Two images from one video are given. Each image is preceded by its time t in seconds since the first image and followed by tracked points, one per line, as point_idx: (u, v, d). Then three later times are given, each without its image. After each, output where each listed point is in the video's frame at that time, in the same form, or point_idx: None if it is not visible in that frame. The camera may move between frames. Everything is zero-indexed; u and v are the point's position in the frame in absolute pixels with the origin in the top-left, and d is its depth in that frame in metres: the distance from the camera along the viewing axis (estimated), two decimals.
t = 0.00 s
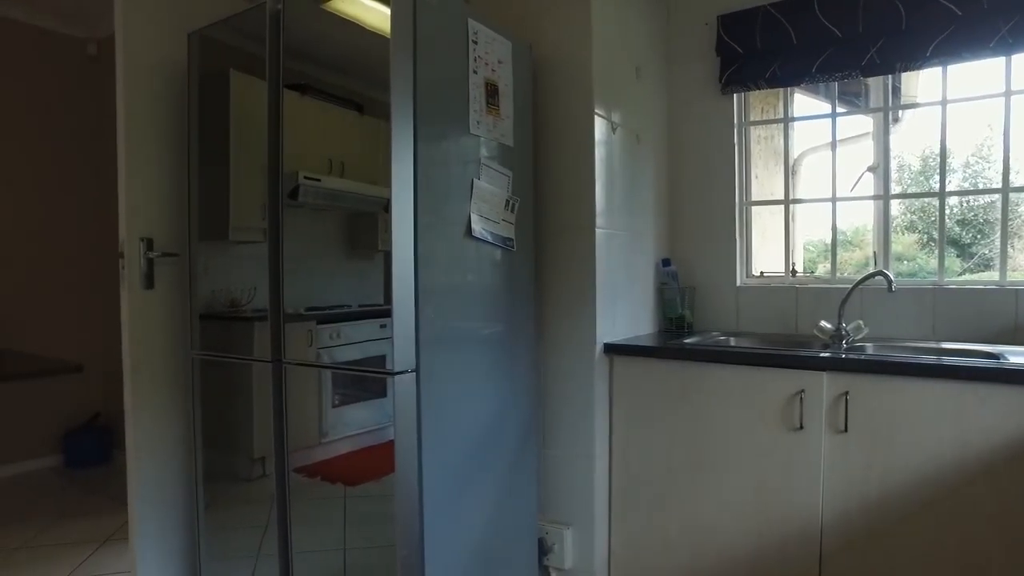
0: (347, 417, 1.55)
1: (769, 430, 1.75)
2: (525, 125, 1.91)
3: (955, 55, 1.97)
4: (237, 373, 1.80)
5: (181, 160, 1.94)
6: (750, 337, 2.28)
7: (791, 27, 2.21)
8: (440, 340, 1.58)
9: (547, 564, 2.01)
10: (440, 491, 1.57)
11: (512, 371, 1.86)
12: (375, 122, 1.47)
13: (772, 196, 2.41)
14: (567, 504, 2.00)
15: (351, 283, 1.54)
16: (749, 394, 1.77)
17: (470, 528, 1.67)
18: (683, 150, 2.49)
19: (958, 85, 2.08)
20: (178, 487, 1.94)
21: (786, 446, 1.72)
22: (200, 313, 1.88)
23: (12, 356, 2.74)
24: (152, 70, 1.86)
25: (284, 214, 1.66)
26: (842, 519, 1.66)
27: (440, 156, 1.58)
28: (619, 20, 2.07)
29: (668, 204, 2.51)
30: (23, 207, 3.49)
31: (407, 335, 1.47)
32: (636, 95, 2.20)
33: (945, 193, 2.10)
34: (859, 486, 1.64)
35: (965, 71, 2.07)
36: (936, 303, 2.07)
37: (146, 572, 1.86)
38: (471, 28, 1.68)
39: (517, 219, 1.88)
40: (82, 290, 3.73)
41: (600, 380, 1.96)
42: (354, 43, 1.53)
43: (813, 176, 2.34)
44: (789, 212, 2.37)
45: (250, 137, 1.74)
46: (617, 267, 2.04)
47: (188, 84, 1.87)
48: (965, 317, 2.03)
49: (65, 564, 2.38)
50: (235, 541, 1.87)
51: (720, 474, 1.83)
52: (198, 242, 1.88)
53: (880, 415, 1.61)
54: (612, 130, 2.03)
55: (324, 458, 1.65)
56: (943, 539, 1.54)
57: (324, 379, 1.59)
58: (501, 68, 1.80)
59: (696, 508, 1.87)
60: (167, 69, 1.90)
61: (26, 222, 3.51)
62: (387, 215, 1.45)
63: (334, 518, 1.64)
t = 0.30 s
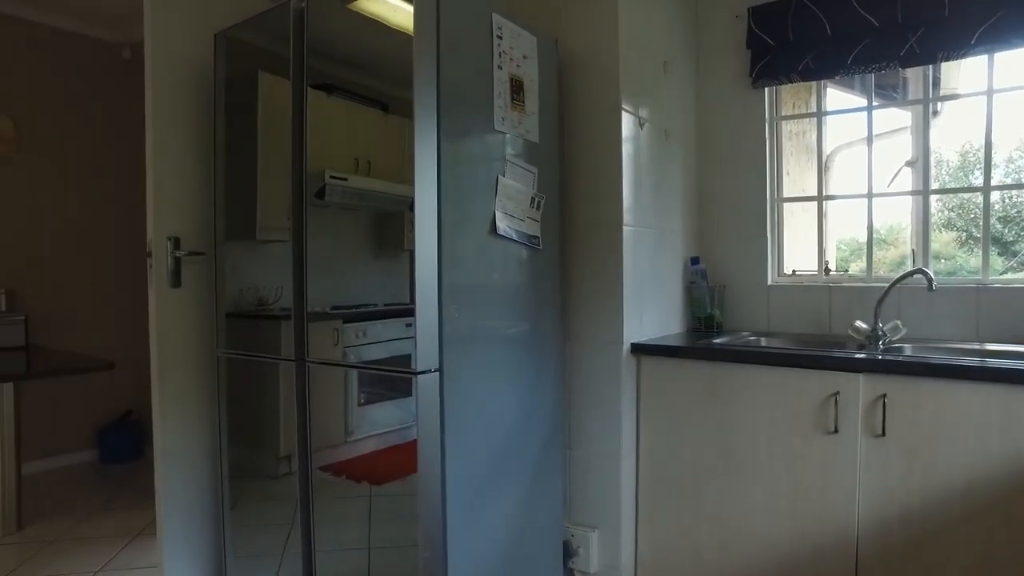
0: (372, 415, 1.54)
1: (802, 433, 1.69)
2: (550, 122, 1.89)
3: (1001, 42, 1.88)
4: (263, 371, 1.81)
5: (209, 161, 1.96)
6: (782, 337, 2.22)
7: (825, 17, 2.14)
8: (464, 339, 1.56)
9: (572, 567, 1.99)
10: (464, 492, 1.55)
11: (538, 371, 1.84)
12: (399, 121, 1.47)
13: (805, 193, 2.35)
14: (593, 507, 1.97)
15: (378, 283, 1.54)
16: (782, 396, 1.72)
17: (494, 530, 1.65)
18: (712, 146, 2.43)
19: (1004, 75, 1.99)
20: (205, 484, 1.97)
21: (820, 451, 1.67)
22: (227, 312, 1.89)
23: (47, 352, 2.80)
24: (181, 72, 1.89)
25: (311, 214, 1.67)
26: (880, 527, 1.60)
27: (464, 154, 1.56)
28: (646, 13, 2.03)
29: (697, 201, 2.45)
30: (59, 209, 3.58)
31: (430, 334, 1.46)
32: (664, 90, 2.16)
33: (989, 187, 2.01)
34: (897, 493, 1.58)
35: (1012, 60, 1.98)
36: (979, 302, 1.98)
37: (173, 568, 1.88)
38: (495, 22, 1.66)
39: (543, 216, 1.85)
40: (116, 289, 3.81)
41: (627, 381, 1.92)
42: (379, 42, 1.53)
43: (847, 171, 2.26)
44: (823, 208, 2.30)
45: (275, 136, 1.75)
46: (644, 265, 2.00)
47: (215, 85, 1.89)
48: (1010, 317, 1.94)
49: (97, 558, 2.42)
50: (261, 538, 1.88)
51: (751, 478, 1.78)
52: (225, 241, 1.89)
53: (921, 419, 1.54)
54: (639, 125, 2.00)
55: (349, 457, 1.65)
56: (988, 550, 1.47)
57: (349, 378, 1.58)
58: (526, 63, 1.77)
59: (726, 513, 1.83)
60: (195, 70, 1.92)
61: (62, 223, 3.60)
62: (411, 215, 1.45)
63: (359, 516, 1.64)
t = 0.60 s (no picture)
0: (389, 415, 1.51)
1: (831, 436, 1.63)
2: (569, 115, 1.84)
3: None
4: (278, 370, 1.80)
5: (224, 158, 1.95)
6: (808, 337, 2.15)
7: (854, 5, 2.07)
8: (481, 337, 1.52)
9: (591, 572, 1.94)
10: (480, 495, 1.52)
11: (556, 371, 1.80)
12: (414, 120, 1.43)
13: (831, 188, 2.27)
14: (612, 511, 1.92)
15: (393, 281, 1.51)
16: (809, 398, 1.66)
17: (510, 534, 1.62)
18: (735, 141, 2.37)
19: None
20: (217, 483, 1.96)
21: (850, 455, 1.61)
22: (242, 311, 1.88)
23: (66, 350, 2.82)
24: (195, 69, 1.88)
25: (327, 211, 1.65)
26: (914, 535, 1.54)
27: (481, 148, 1.52)
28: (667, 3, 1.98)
29: (719, 198, 2.39)
30: (80, 208, 3.62)
31: (445, 333, 1.42)
32: (685, 83, 2.10)
33: None
34: (933, 500, 1.51)
35: None
36: (1018, 301, 1.90)
37: (187, 567, 1.88)
38: (512, 12, 1.62)
39: (561, 212, 1.81)
40: (136, 287, 3.85)
41: (648, 381, 1.87)
42: (395, 36, 1.50)
43: (876, 165, 2.19)
44: (850, 203, 2.23)
45: (290, 132, 1.72)
46: (666, 262, 1.95)
47: (229, 82, 1.88)
48: None
49: (115, 554, 2.44)
50: (276, 538, 1.86)
51: (777, 483, 1.72)
52: (241, 239, 1.88)
53: (959, 423, 1.47)
54: (661, 118, 1.94)
55: (366, 456, 1.62)
56: None
57: (366, 377, 1.56)
58: (544, 54, 1.73)
59: (751, 519, 1.77)
60: (209, 67, 1.91)
61: (83, 222, 3.63)
62: (426, 212, 1.41)
63: (376, 517, 1.62)
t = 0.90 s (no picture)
0: (408, 415, 1.47)
1: (865, 444, 1.56)
2: (590, 111, 1.79)
3: None
4: (295, 372, 1.77)
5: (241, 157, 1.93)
6: (838, 339, 2.07)
7: None
8: (499, 340, 1.48)
9: None
10: (499, 503, 1.48)
11: (576, 375, 1.75)
12: (430, 119, 1.40)
13: (861, 185, 2.19)
14: (635, 518, 1.87)
15: (411, 281, 1.48)
16: (841, 405, 1.59)
17: (530, 542, 1.57)
18: (762, 137, 2.30)
19: None
20: (231, 485, 1.95)
21: (886, 464, 1.54)
22: (258, 311, 1.86)
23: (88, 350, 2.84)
24: (210, 68, 1.86)
25: (345, 211, 1.62)
26: (955, 550, 1.46)
27: (500, 145, 1.48)
28: None
29: (744, 196, 2.32)
30: (103, 208, 3.66)
31: (462, 337, 1.39)
32: (710, 77, 2.04)
33: None
34: (976, 514, 1.43)
35: None
36: None
37: (202, 571, 1.87)
38: (532, 5, 1.57)
39: (582, 210, 1.76)
40: (158, 286, 3.88)
41: (672, 385, 1.81)
42: (411, 31, 1.47)
43: (910, 161, 2.10)
44: (883, 200, 2.14)
45: (307, 131, 1.70)
46: (690, 262, 1.89)
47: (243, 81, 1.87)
48: None
49: (134, 554, 2.44)
50: (292, 542, 1.84)
51: (807, 494, 1.65)
52: (258, 239, 1.86)
53: (1004, 433, 1.39)
54: (685, 114, 1.89)
55: (387, 456, 1.58)
56: None
57: (384, 378, 1.52)
58: (565, 48, 1.68)
59: (779, 529, 1.71)
60: (225, 66, 1.90)
61: (105, 222, 3.67)
62: (443, 211, 1.37)
63: (392, 523, 1.58)
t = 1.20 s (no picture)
0: (433, 416, 1.44)
1: (913, 456, 1.48)
2: (621, 107, 1.74)
3: None
4: (318, 374, 1.75)
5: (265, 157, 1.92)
6: (880, 343, 1.98)
7: None
8: (527, 345, 1.43)
9: None
10: (526, 513, 1.43)
11: (606, 380, 1.69)
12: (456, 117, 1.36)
13: (904, 181, 2.10)
14: (665, 528, 1.81)
15: (436, 283, 1.45)
16: (887, 414, 1.51)
17: (558, 553, 1.53)
18: (798, 132, 2.21)
19: None
20: (256, 486, 1.94)
21: (936, 478, 1.45)
22: (283, 312, 1.84)
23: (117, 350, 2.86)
24: (233, 67, 1.85)
25: (370, 211, 1.60)
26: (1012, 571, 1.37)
27: (528, 143, 1.43)
28: None
29: (780, 194, 2.24)
30: (133, 209, 3.71)
31: (489, 342, 1.34)
32: (745, 71, 1.97)
33: None
34: None
35: None
36: None
37: (226, 573, 1.86)
38: None
39: (612, 209, 1.70)
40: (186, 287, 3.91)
41: (705, 391, 1.75)
42: (435, 26, 1.43)
43: (958, 157, 2.00)
44: (927, 197, 2.05)
45: (331, 131, 1.67)
46: (724, 263, 1.82)
47: (266, 80, 1.85)
48: None
49: (160, 554, 2.45)
50: (316, 546, 1.82)
51: (850, 506, 1.58)
52: (282, 239, 1.84)
53: None
54: (719, 109, 1.82)
55: (413, 457, 1.55)
56: None
57: (408, 379, 1.49)
58: (594, 41, 1.63)
59: (819, 543, 1.63)
60: (248, 65, 1.89)
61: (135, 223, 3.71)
62: (468, 210, 1.33)
63: (417, 528, 1.55)
